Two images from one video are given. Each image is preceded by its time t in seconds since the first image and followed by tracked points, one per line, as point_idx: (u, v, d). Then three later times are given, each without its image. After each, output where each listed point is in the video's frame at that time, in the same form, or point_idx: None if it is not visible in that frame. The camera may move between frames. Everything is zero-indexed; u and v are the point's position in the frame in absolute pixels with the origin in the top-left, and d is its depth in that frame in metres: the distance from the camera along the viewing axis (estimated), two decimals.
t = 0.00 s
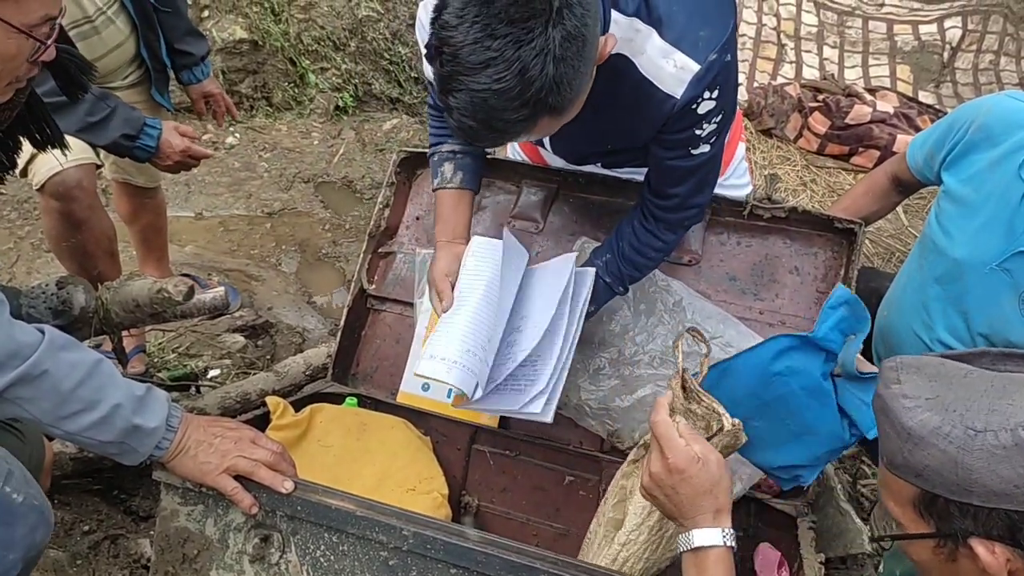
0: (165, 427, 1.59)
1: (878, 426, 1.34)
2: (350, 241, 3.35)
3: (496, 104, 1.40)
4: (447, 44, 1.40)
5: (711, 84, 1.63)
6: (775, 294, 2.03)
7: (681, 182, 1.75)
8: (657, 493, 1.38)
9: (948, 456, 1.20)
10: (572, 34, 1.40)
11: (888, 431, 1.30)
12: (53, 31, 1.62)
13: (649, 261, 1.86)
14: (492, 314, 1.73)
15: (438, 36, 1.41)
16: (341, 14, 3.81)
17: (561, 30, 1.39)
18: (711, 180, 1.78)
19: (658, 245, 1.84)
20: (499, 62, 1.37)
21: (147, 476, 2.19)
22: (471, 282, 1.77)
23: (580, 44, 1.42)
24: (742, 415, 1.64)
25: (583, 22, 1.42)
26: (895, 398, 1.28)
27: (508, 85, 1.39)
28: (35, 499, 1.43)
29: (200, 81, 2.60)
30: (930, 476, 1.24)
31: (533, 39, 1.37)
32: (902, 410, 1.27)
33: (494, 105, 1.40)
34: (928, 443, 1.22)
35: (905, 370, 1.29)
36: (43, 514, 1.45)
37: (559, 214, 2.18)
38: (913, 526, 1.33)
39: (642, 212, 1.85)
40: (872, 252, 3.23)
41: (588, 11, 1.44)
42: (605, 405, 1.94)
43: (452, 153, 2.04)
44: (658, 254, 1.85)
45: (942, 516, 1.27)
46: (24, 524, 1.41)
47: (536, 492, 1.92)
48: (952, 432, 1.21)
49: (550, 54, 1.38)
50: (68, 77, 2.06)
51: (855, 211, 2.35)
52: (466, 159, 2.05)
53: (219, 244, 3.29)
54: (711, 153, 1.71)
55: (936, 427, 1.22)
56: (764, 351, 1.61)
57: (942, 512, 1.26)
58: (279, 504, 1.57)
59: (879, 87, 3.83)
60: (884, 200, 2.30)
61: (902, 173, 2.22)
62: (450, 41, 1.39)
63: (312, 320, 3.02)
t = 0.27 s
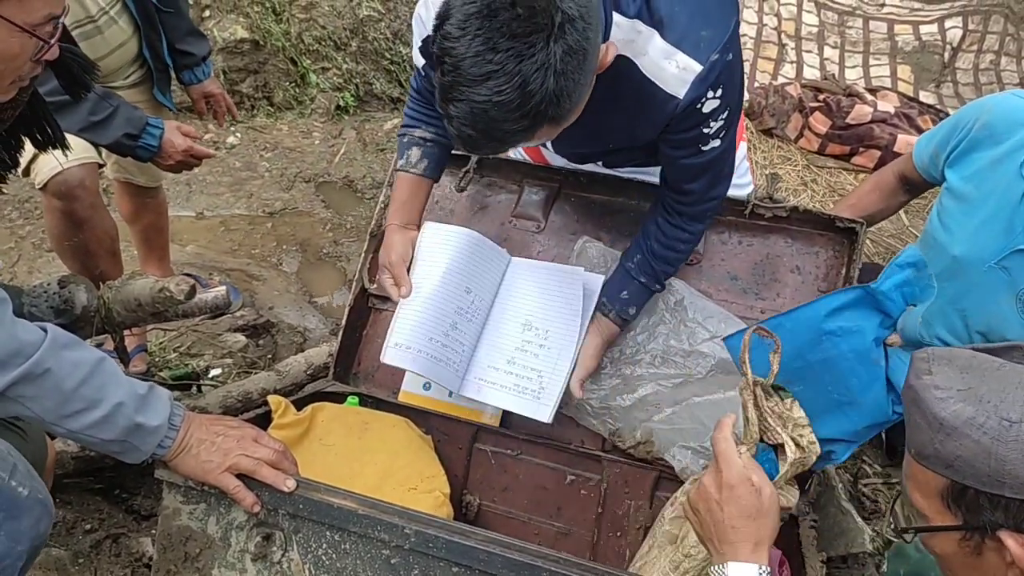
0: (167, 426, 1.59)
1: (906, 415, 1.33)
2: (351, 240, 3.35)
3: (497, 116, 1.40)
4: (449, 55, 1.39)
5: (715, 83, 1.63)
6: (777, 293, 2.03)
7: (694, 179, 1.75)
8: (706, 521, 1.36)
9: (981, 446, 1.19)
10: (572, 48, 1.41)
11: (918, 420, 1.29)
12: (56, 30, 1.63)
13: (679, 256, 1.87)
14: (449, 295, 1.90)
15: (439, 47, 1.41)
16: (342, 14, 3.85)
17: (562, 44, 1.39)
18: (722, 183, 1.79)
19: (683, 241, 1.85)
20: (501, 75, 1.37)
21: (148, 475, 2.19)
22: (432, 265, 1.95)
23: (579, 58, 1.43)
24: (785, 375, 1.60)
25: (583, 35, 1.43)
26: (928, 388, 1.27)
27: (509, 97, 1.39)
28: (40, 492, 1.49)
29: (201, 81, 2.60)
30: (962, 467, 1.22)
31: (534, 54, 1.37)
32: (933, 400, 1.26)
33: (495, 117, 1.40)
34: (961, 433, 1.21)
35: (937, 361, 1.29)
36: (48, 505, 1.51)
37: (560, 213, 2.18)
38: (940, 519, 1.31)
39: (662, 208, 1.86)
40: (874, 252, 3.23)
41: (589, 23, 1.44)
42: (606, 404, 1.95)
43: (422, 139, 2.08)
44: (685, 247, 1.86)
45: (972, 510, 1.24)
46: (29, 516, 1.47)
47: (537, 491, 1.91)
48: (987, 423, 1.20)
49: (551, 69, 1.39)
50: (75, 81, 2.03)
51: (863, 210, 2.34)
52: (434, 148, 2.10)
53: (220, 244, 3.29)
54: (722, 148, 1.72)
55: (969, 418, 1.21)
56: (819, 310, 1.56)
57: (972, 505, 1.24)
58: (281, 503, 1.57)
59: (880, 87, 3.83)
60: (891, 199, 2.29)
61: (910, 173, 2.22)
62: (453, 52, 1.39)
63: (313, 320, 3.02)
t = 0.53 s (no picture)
0: (167, 425, 1.59)
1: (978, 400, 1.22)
2: (351, 240, 3.35)
3: (490, 126, 1.40)
4: (441, 66, 1.40)
5: (715, 79, 1.63)
6: (777, 293, 2.03)
7: (706, 174, 1.74)
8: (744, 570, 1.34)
9: None
10: (564, 58, 1.40)
11: (991, 408, 1.18)
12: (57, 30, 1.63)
13: (698, 249, 1.83)
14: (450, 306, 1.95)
15: (432, 57, 1.42)
16: (343, 15, 3.86)
17: (553, 55, 1.39)
18: (734, 184, 1.78)
19: (699, 237, 1.82)
20: (493, 86, 1.37)
21: (149, 475, 2.19)
22: (436, 272, 1.99)
23: (572, 67, 1.42)
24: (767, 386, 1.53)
25: (575, 45, 1.42)
26: (1013, 376, 1.17)
27: (501, 108, 1.39)
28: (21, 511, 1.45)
29: (202, 81, 2.60)
30: None
31: (525, 65, 1.37)
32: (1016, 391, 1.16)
33: (488, 127, 1.41)
34: None
35: None
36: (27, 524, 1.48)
37: (560, 213, 2.18)
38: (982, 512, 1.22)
39: (679, 204, 1.84)
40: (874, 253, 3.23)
41: (582, 32, 1.44)
42: (607, 404, 1.95)
43: (423, 145, 2.04)
44: (702, 241, 1.82)
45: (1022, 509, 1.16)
46: (9, 536, 1.43)
47: (537, 491, 1.91)
48: None
49: (543, 79, 1.39)
50: (78, 82, 2.01)
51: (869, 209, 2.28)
52: (436, 153, 2.04)
53: (221, 244, 3.29)
54: (732, 140, 1.71)
55: None
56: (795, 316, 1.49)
57: None
58: (281, 502, 1.58)
59: (880, 87, 3.83)
60: (900, 199, 2.23)
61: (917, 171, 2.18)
62: (445, 64, 1.39)
63: (313, 320, 3.02)
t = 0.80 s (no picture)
0: (167, 425, 1.59)
1: None
2: (352, 241, 3.36)
3: (487, 125, 1.40)
4: (439, 67, 1.40)
5: (713, 79, 1.63)
6: (777, 293, 2.03)
7: (705, 174, 1.74)
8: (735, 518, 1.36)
9: None
10: (560, 57, 1.40)
11: None
12: (58, 30, 1.63)
13: (688, 253, 1.85)
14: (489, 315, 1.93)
15: (429, 58, 1.42)
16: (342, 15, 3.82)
17: (549, 54, 1.39)
18: (731, 187, 1.79)
19: (691, 241, 1.83)
20: (490, 86, 1.37)
21: (149, 475, 2.19)
22: (476, 282, 1.96)
23: (569, 67, 1.42)
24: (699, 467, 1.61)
25: (572, 44, 1.42)
26: None
27: (498, 107, 1.39)
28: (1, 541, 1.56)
29: (201, 82, 2.60)
30: None
31: (522, 66, 1.37)
32: None
33: (485, 127, 1.40)
34: None
35: None
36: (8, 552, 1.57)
37: (560, 213, 2.19)
38: None
39: (673, 206, 1.85)
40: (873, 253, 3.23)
41: (580, 33, 1.44)
42: (607, 404, 1.95)
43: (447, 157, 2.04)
44: (693, 245, 1.84)
45: None
46: None
47: (537, 491, 1.91)
48: None
49: (540, 79, 1.39)
50: (78, 82, 2.01)
51: (884, 207, 2.26)
52: (462, 164, 2.05)
53: (221, 244, 3.29)
54: (730, 141, 1.72)
55: None
56: (708, 403, 1.55)
57: None
58: (281, 502, 1.58)
59: (880, 88, 3.83)
60: (913, 195, 2.23)
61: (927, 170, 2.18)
62: (444, 64, 1.39)
63: (313, 320, 3.03)
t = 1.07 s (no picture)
0: (167, 425, 1.59)
1: None
2: (352, 241, 3.36)
3: (488, 129, 1.40)
4: (440, 70, 1.40)
5: (714, 80, 1.62)
6: (777, 293, 2.03)
7: (705, 177, 1.74)
8: (730, 533, 1.36)
9: None
10: (562, 61, 1.40)
11: None
12: (59, 28, 1.63)
13: (686, 257, 1.85)
14: (475, 309, 1.94)
15: (431, 62, 1.42)
16: (343, 14, 3.83)
17: (551, 58, 1.39)
18: (730, 191, 1.78)
19: (689, 244, 1.83)
20: (491, 89, 1.37)
21: (148, 475, 2.19)
22: (455, 275, 1.95)
23: (570, 70, 1.42)
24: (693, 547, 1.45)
25: (574, 47, 1.42)
26: None
27: (500, 111, 1.39)
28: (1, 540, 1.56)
29: (200, 83, 2.60)
30: None
31: (523, 69, 1.37)
32: None
33: (486, 131, 1.40)
34: None
35: None
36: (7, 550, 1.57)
37: (560, 214, 2.19)
38: None
39: (674, 210, 1.85)
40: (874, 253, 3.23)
41: (581, 36, 1.43)
42: (607, 404, 1.95)
43: (439, 150, 2.06)
44: (692, 249, 1.84)
45: None
46: None
47: (537, 491, 1.91)
48: None
49: (540, 82, 1.39)
50: (77, 81, 2.01)
51: (895, 199, 2.25)
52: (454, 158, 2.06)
53: (221, 244, 3.29)
54: (730, 144, 1.71)
55: None
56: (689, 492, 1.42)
57: None
58: (281, 502, 1.57)
59: (880, 88, 3.83)
60: (922, 187, 2.22)
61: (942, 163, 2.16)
62: (445, 68, 1.39)
63: (314, 321, 3.02)
